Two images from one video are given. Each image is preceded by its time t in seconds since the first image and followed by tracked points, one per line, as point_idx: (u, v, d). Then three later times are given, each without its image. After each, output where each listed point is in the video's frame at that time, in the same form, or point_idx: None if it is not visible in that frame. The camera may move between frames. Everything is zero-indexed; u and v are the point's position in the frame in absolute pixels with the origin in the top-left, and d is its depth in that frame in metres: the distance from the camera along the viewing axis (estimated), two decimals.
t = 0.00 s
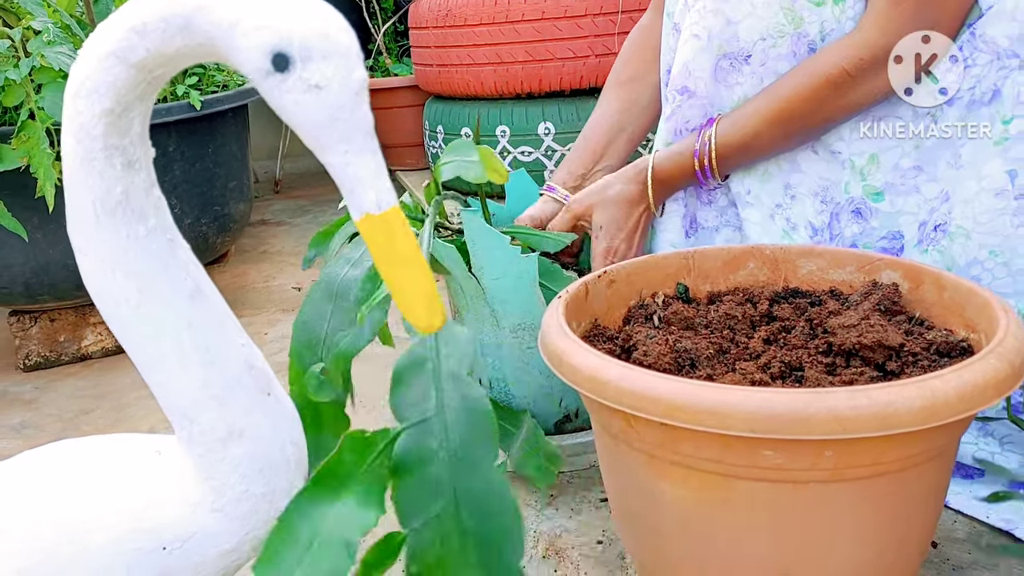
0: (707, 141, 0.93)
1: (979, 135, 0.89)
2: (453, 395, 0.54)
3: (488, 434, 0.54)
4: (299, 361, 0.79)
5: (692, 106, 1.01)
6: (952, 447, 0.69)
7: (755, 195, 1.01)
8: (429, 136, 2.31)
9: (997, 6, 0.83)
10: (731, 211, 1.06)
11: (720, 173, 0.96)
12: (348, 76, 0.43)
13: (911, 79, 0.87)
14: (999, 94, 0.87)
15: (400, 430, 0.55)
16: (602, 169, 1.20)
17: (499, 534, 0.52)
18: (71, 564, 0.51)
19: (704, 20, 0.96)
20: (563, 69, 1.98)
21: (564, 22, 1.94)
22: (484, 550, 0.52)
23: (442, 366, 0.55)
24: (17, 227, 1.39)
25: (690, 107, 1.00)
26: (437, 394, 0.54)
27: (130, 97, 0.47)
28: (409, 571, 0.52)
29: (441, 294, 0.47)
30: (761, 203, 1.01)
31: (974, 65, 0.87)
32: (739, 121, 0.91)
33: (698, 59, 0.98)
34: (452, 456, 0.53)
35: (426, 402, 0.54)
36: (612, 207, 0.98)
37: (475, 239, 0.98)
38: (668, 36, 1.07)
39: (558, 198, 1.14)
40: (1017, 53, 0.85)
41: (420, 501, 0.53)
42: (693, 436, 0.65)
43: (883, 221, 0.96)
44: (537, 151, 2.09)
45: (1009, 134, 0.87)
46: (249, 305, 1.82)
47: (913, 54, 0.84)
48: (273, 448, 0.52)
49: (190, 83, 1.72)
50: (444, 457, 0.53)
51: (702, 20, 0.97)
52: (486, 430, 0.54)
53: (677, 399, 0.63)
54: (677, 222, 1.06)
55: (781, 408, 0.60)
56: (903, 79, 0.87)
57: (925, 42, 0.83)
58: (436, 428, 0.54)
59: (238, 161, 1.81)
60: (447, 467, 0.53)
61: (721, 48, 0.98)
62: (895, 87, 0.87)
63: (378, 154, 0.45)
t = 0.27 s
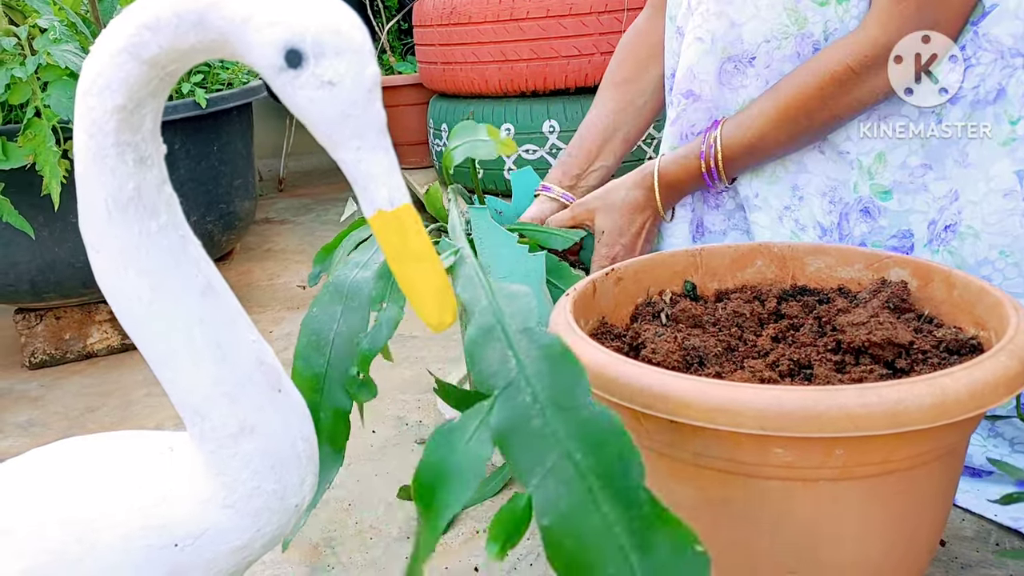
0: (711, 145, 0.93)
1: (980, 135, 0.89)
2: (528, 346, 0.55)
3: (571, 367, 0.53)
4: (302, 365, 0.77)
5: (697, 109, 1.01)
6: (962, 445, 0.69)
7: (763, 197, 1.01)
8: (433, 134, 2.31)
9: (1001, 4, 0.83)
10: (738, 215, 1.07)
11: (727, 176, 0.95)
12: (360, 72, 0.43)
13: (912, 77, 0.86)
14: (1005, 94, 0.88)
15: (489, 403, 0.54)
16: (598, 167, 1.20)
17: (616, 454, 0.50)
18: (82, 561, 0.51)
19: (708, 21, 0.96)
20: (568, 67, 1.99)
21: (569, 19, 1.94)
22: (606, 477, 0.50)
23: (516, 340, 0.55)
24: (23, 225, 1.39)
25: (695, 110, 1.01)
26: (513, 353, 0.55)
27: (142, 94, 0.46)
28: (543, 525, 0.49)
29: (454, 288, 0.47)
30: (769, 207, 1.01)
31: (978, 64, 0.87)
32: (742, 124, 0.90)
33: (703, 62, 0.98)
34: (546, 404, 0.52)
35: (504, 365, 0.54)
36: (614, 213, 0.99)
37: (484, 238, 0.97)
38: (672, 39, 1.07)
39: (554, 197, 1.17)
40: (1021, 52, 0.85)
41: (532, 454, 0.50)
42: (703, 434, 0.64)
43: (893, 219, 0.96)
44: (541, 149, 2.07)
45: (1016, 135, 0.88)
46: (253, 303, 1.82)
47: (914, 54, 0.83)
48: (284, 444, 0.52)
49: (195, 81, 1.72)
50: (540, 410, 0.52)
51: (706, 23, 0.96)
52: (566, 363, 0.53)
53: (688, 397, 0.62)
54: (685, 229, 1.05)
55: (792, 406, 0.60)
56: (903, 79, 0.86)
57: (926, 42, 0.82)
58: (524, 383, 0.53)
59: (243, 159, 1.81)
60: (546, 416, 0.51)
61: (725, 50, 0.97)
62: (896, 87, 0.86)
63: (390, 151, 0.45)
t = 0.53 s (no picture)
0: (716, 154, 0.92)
1: (981, 135, 0.90)
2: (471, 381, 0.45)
3: (509, 413, 0.44)
4: (319, 365, 0.79)
5: (702, 105, 1.00)
6: (966, 439, 0.69)
7: (767, 197, 1.00)
8: (436, 131, 2.31)
9: None
10: (741, 213, 1.07)
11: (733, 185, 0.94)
12: (365, 65, 0.43)
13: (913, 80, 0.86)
14: (1012, 88, 0.87)
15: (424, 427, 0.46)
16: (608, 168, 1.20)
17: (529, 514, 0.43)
18: (88, 554, 0.51)
19: (712, 15, 0.95)
20: (571, 63, 1.98)
21: (572, 15, 1.94)
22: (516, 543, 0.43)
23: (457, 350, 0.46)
24: (26, 221, 1.40)
25: (700, 106, 1.00)
26: (453, 384, 0.45)
27: (147, 86, 0.46)
28: (446, 565, 0.45)
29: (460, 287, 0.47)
30: (774, 205, 1.00)
31: (985, 58, 0.87)
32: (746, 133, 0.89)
33: (707, 58, 0.98)
34: (476, 445, 0.44)
35: (441, 393, 0.45)
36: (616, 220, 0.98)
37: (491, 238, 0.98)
38: (674, 39, 1.07)
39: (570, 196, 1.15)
40: None
41: (450, 494, 0.45)
42: (707, 428, 0.64)
43: (898, 217, 0.95)
44: (544, 145, 2.08)
45: None
46: (256, 300, 1.82)
47: (914, 54, 0.84)
48: (289, 437, 0.52)
49: (197, 78, 1.72)
50: (466, 451, 0.44)
51: (709, 17, 0.96)
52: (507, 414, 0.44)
53: (691, 391, 0.62)
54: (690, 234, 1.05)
55: (796, 399, 0.60)
56: (904, 81, 0.86)
57: (926, 42, 0.83)
58: (456, 418, 0.45)
59: (246, 155, 1.81)
60: (473, 461, 0.44)
61: (729, 46, 0.97)
62: (896, 88, 0.86)
63: (394, 143, 0.45)
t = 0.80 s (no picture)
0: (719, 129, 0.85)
1: (981, 135, 0.89)
2: (364, 444, 0.62)
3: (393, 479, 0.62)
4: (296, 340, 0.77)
5: (705, 105, 0.99)
6: (967, 434, 0.68)
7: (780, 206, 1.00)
8: (437, 129, 2.31)
9: None
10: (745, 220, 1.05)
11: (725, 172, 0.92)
12: (365, 57, 0.43)
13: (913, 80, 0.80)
14: None
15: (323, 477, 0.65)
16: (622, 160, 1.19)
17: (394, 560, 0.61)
18: (89, 548, 0.51)
19: (713, 14, 0.96)
20: (572, 60, 1.98)
21: (573, 13, 1.95)
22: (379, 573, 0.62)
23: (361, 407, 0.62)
24: (27, 218, 1.40)
25: (704, 106, 0.99)
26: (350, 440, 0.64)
27: (147, 79, 0.46)
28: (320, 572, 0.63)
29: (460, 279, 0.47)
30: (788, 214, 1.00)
31: (996, 54, 0.83)
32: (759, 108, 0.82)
33: (710, 57, 0.98)
34: (358, 499, 0.63)
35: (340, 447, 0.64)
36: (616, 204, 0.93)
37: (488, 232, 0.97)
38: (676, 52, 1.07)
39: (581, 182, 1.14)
40: None
41: (338, 544, 0.63)
42: (707, 423, 0.64)
43: (912, 217, 0.95)
44: (546, 143, 2.08)
45: None
46: (257, 298, 1.82)
47: (915, 55, 0.78)
48: (289, 431, 0.52)
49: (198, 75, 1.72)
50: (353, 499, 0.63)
51: (710, 16, 0.96)
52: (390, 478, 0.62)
53: (692, 387, 0.62)
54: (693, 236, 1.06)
55: (797, 394, 0.59)
56: (903, 82, 0.80)
57: (926, 42, 0.77)
58: (347, 473, 0.63)
59: (247, 153, 1.81)
60: (355, 511, 0.63)
61: (733, 44, 0.97)
62: (896, 90, 0.80)
63: (393, 136, 0.45)
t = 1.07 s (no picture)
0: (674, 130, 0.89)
1: (981, 135, 0.88)
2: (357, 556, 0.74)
3: None
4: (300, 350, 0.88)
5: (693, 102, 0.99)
6: (968, 432, 0.68)
7: (767, 198, 0.99)
8: (438, 126, 2.31)
9: None
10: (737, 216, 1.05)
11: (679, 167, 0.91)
12: (366, 56, 0.43)
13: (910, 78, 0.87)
14: (1014, 85, 0.85)
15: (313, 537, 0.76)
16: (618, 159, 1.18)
17: None
18: (90, 545, 0.51)
19: (707, 10, 0.96)
20: (573, 58, 1.98)
21: (574, 10, 1.94)
22: None
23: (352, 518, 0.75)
24: (29, 216, 1.40)
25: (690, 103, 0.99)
26: (342, 549, 0.74)
27: (148, 77, 0.46)
28: None
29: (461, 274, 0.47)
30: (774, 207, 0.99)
31: (987, 54, 0.85)
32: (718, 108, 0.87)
33: (701, 53, 0.97)
34: None
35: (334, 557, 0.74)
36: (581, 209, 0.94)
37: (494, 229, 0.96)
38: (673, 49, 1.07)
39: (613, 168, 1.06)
40: None
41: None
42: (708, 420, 0.64)
43: (898, 219, 0.94)
44: (547, 141, 2.07)
45: None
46: (259, 296, 1.83)
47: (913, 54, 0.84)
48: (291, 429, 0.52)
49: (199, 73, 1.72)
50: None
51: (704, 12, 0.96)
52: None
53: (693, 385, 0.62)
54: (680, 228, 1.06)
55: (798, 392, 0.59)
56: (903, 80, 0.86)
57: (926, 42, 0.83)
58: None
59: (248, 151, 1.81)
60: None
61: (724, 41, 0.96)
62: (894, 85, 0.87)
63: (394, 133, 0.45)
